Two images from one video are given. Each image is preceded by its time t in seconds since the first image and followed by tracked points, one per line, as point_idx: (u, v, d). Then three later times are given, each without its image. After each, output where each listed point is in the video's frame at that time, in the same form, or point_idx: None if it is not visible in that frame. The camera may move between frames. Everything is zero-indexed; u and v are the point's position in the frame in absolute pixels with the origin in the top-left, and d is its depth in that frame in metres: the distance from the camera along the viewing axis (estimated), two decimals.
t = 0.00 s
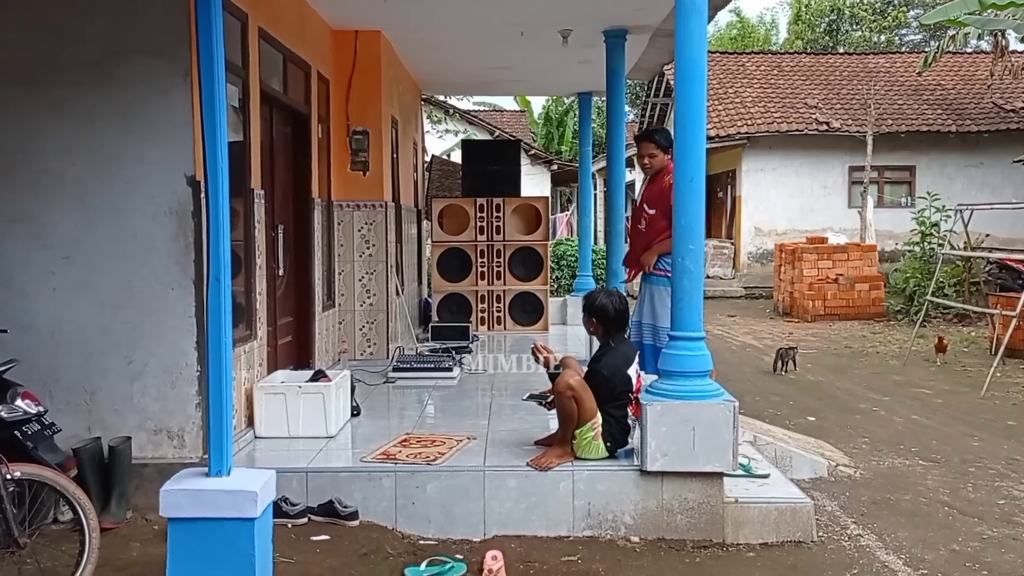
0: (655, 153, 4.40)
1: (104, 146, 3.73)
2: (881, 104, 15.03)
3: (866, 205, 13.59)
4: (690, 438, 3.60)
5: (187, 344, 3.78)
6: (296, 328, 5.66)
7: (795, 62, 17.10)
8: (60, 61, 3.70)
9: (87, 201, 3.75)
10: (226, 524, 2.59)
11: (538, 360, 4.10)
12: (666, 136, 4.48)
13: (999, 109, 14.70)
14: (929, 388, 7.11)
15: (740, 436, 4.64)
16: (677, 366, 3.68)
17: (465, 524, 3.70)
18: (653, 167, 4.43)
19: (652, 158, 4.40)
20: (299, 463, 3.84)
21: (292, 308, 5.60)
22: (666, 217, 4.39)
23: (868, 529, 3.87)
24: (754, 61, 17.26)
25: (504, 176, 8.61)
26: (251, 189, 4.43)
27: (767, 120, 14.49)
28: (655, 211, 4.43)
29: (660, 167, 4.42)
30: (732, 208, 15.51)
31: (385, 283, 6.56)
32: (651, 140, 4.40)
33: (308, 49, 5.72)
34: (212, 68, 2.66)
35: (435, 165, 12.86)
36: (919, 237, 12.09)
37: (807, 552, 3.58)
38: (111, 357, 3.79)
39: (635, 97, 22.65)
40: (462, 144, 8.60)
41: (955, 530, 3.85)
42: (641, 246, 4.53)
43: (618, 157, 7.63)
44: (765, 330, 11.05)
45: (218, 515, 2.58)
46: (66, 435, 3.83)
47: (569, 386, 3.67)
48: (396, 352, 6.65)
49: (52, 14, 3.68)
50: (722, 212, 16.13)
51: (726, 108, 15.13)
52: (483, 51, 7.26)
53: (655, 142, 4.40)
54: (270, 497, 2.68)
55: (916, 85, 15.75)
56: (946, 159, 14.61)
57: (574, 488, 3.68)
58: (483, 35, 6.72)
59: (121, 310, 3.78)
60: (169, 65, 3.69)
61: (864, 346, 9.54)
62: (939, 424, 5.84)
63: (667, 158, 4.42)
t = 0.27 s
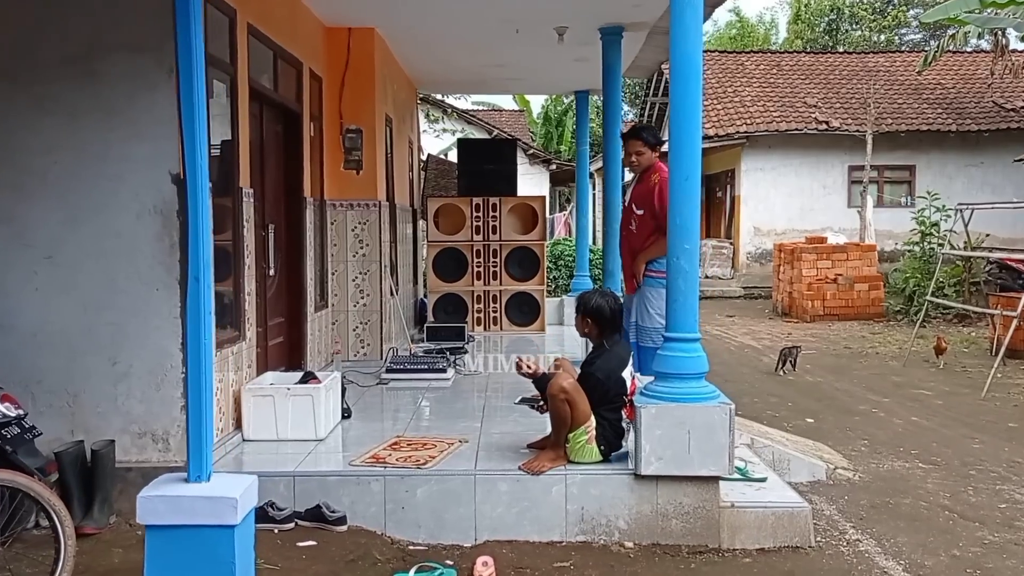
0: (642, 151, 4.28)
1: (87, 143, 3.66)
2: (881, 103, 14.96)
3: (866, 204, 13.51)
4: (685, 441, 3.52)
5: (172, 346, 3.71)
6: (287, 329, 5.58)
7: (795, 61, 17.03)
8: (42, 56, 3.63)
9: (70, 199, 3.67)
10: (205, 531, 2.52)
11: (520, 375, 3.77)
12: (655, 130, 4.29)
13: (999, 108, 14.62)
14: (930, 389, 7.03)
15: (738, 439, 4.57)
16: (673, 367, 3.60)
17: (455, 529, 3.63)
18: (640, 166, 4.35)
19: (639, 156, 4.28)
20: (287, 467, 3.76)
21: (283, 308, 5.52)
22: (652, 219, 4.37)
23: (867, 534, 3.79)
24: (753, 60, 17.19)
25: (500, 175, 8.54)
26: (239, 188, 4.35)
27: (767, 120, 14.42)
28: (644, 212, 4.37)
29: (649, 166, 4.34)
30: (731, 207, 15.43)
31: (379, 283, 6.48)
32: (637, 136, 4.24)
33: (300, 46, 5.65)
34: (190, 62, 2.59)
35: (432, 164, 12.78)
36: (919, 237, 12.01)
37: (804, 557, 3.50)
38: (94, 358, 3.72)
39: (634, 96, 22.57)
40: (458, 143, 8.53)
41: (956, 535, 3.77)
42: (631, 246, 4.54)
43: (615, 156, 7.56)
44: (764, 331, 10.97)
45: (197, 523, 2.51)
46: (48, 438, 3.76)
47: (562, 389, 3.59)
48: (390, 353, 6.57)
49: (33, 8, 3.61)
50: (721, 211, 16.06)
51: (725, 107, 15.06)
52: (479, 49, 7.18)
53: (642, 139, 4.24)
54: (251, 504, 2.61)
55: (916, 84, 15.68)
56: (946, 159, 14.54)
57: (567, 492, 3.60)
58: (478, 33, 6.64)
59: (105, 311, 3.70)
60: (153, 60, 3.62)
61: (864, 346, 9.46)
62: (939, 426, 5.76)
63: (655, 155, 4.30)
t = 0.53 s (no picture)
0: (628, 148, 4.23)
1: (75, 140, 3.59)
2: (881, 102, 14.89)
3: (867, 203, 13.44)
4: (684, 443, 3.46)
5: (162, 346, 3.65)
6: (282, 329, 5.51)
7: (795, 60, 16.96)
8: (30, 51, 3.56)
9: (57, 197, 3.61)
10: (191, 536, 2.46)
11: (517, 384, 3.74)
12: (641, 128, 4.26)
13: (1000, 107, 14.55)
14: (931, 389, 6.97)
15: (738, 440, 4.50)
16: (672, 368, 3.54)
17: (450, 533, 3.57)
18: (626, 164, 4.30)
19: (625, 153, 4.24)
20: (279, 469, 3.70)
21: (278, 308, 5.46)
22: (640, 216, 4.27)
23: (869, 537, 3.73)
24: (753, 58, 17.12)
25: (498, 174, 8.49)
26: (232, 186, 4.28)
27: (767, 118, 14.36)
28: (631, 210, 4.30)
29: (635, 163, 4.27)
30: (731, 206, 15.37)
31: (376, 282, 6.42)
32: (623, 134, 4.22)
33: (295, 43, 5.59)
34: (175, 56, 2.52)
35: (430, 163, 12.72)
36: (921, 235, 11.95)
37: (806, 561, 3.44)
38: (83, 359, 3.65)
39: (634, 95, 22.51)
40: (455, 141, 8.47)
41: (960, 538, 3.70)
42: (622, 246, 4.43)
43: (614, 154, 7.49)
44: (764, 330, 10.91)
45: (183, 528, 2.45)
46: (36, 440, 3.70)
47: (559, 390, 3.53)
48: (386, 353, 6.51)
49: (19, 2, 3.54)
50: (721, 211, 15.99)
51: (726, 106, 14.99)
52: (477, 46, 7.12)
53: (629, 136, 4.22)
54: (239, 507, 2.55)
55: (917, 83, 15.61)
56: (947, 157, 14.48)
57: (563, 495, 3.54)
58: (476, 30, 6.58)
59: (94, 310, 3.64)
60: (143, 56, 3.55)
61: (865, 346, 9.40)
62: (941, 427, 5.70)
63: (640, 153, 4.25)
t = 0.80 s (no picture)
0: (618, 144, 4.26)
1: (64, 132, 3.52)
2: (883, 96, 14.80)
3: (869, 198, 13.35)
4: (687, 441, 3.39)
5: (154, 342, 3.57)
6: (279, 325, 5.44)
7: (796, 54, 16.87)
8: (18, 41, 3.48)
9: (47, 191, 3.53)
10: (180, 538, 2.39)
11: (518, 385, 3.67)
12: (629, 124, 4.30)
13: (1003, 101, 14.46)
14: (936, 386, 6.90)
15: (741, 438, 4.43)
16: (674, 365, 3.46)
17: (448, 533, 3.49)
18: (617, 159, 4.31)
19: (615, 148, 4.27)
20: (274, 468, 3.62)
21: (274, 304, 5.38)
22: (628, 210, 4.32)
23: (875, 537, 3.66)
24: (755, 53, 17.02)
25: (497, 169, 8.41)
26: (226, 179, 4.20)
27: (768, 113, 14.27)
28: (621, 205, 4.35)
29: (624, 158, 4.30)
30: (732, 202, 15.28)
31: (374, 278, 6.34)
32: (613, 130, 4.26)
33: (291, 35, 5.50)
34: (162, 45, 2.44)
35: (429, 158, 12.63)
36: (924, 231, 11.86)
37: (811, 562, 3.37)
38: (72, 356, 3.58)
39: (635, 90, 22.41)
40: (454, 135, 8.39)
41: (968, 538, 3.63)
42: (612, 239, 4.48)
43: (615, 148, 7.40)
44: (766, 326, 10.83)
45: (172, 530, 2.38)
46: (26, 438, 3.63)
47: (559, 388, 3.46)
48: (385, 350, 6.43)
49: None
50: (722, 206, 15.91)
51: (727, 101, 14.90)
52: (476, 38, 7.04)
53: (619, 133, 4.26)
54: (229, 509, 2.48)
55: (919, 77, 15.52)
56: (950, 152, 14.39)
57: (564, 494, 3.47)
58: (475, 22, 6.50)
59: (84, 307, 3.56)
60: (133, 46, 3.47)
61: (868, 342, 9.32)
62: (946, 424, 5.63)
63: (630, 148, 4.28)
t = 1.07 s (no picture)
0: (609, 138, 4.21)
1: (54, 127, 3.42)
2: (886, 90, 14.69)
3: (872, 193, 13.25)
4: (694, 445, 3.30)
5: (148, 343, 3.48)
6: (276, 323, 5.34)
7: (799, 48, 16.75)
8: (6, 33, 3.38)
9: (37, 187, 3.44)
10: (172, 550, 2.30)
11: (519, 386, 3.58)
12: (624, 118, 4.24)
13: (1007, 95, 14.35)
14: (942, 384, 6.81)
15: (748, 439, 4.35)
16: (681, 367, 3.37)
17: (450, 538, 3.41)
18: (604, 151, 4.28)
19: (602, 140, 4.23)
20: (270, 472, 3.53)
21: (272, 301, 5.29)
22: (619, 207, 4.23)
23: (886, 542, 3.58)
24: (757, 46, 16.91)
25: (498, 164, 8.30)
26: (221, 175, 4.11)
27: (771, 107, 14.16)
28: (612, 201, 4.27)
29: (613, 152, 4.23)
30: (734, 196, 15.18)
31: (373, 274, 6.24)
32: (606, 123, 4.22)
33: (289, 27, 5.40)
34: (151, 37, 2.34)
35: (429, 153, 12.52)
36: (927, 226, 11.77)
37: (822, 569, 3.28)
38: (64, 357, 3.49)
39: (635, 84, 22.29)
40: (455, 129, 8.28)
41: (981, 543, 3.55)
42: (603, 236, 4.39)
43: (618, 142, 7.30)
44: (769, 323, 10.75)
45: (163, 541, 2.29)
46: (16, 440, 3.54)
47: (563, 390, 3.36)
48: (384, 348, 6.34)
49: None
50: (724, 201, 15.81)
51: (729, 94, 14.79)
52: (477, 31, 6.93)
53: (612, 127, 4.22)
54: (223, 518, 2.40)
55: (922, 71, 15.41)
56: (953, 147, 14.29)
57: (567, 498, 3.38)
58: (475, 14, 6.40)
59: (75, 306, 3.47)
60: (125, 37, 3.37)
61: (872, 339, 9.24)
62: (954, 423, 5.54)
63: (617, 141, 4.22)
